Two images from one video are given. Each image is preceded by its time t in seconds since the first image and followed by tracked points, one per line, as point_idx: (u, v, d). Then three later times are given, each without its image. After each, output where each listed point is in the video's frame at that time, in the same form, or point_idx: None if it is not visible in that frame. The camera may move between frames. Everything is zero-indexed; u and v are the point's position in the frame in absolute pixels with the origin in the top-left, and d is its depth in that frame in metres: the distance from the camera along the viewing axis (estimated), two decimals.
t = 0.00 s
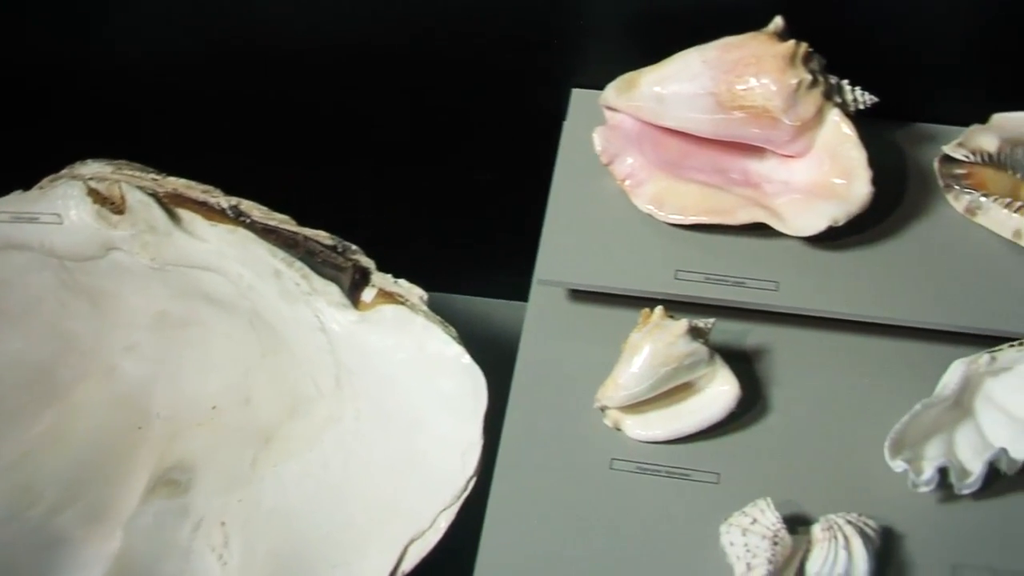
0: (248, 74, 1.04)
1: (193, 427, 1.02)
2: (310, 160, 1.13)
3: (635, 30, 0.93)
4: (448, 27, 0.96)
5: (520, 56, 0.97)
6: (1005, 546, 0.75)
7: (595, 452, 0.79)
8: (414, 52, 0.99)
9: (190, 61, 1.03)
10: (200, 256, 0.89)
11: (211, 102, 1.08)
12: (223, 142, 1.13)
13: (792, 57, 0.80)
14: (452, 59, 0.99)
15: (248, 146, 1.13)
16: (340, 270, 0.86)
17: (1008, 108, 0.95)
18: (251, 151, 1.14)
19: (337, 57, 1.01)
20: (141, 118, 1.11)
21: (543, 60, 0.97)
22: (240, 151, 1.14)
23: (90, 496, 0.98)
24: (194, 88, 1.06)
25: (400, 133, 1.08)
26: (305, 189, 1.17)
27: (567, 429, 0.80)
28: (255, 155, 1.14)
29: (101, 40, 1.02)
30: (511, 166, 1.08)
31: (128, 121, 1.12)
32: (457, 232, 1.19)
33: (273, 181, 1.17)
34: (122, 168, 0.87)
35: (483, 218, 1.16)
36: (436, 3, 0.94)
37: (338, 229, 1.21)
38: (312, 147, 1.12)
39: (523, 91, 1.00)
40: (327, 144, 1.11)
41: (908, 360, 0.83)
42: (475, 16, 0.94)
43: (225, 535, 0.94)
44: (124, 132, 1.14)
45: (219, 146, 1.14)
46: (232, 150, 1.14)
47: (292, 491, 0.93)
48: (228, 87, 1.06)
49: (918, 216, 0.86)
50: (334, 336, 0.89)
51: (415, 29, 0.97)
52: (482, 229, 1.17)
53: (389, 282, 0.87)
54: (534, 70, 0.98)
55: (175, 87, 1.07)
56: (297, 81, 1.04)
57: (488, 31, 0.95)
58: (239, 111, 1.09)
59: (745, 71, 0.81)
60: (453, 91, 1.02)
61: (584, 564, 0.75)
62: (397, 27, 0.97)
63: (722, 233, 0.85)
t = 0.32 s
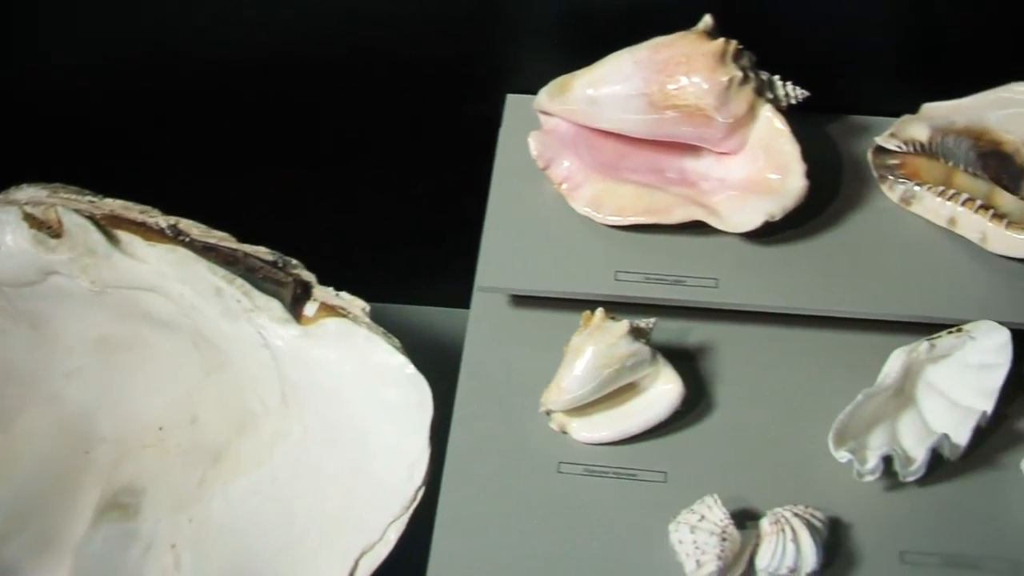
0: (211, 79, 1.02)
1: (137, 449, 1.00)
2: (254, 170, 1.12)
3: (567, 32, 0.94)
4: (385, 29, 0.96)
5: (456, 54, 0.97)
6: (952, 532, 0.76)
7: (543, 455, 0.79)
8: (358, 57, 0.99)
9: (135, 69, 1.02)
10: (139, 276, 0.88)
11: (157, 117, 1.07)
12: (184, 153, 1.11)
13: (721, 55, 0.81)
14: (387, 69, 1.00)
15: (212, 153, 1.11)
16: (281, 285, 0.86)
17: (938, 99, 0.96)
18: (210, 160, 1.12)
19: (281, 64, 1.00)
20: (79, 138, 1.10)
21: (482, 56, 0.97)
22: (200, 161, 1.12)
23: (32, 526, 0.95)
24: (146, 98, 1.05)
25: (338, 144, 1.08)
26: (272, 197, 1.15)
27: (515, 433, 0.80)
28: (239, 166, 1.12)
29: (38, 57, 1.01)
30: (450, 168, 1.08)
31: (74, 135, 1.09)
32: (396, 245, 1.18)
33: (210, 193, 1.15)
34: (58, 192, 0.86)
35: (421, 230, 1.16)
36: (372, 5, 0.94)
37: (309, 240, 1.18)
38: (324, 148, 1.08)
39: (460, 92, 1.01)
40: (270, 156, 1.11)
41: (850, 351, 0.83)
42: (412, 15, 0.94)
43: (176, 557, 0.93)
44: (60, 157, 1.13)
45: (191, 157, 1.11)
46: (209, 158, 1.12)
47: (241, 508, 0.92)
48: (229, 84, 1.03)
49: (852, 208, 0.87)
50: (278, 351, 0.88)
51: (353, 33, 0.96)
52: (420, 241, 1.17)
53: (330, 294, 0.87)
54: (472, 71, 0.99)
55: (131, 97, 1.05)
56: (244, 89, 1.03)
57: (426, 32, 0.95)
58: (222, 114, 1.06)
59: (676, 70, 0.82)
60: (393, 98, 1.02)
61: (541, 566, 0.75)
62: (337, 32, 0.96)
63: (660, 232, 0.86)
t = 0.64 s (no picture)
0: (153, 92, 1.01)
1: (91, 471, 0.96)
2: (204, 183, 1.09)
3: (502, 35, 0.94)
4: (323, 38, 0.95)
5: (394, 61, 0.97)
6: (901, 520, 0.76)
7: (493, 462, 0.79)
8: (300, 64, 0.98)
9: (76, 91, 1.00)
10: (82, 297, 0.89)
11: (101, 132, 1.05)
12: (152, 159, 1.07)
13: (656, 54, 0.81)
14: (324, 80, 0.99)
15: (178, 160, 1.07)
16: (225, 301, 0.86)
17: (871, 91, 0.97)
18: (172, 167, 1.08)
19: (223, 78, 0.99)
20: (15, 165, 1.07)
21: (420, 61, 0.97)
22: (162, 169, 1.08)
23: None
24: (108, 102, 1.02)
25: (286, 151, 1.06)
26: (240, 205, 1.12)
27: (465, 439, 0.80)
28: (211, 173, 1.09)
29: None
30: (392, 177, 1.08)
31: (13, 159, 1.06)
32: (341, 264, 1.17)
33: (161, 208, 1.12)
34: None
35: (364, 243, 1.14)
36: (309, 15, 0.93)
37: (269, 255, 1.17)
38: (284, 156, 1.07)
39: (400, 97, 1.00)
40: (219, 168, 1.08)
41: (795, 344, 0.83)
42: (348, 24, 0.94)
43: None
44: None
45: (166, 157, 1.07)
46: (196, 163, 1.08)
47: (194, 525, 0.90)
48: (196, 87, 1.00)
49: (792, 202, 0.88)
50: (224, 368, 0.89)
51: (292, 43, 0.96)
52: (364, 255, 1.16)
53: (276, 308, 0.87)
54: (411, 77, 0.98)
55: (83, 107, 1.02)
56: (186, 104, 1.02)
57: (363, 39, 0.95)
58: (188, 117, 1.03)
59: (610, 71, 0.82)
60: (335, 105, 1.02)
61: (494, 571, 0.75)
62: (277, 44, 0.96)
63: (602, 234, 0.86)
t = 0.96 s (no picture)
0: (99, 110, 1.00)
1: (39, 500, 0.93)
2: (150, 206, 1.09)
3: (442, 45, 0.95)
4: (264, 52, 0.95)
5: (336, 71, 0.97)
6: (856, 513, 0.77)
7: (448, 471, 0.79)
8: (243, 77, 0.98)
9: (20, 115, 0.99)
10: (30, 321, 0.88)
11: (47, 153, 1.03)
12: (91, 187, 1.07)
13: (597, 58, 0.81)
14: (269, 94, 0.99)
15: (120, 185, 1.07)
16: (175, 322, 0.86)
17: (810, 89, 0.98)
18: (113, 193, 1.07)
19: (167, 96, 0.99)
20: None
21: (362, 72, 0.97)
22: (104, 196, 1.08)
23: None
24: (49, 135, 1.01)
25: (230, 167, 1.06)
26: (190, 224, 1.10)
27: (419, 450, 0.80)
28: (151, 193, 1.08)
29: None
30: (342, 191, 1.08)
31: None
32: (290, 281, 1.15)
33: (106, 234, 1.11)
34: None
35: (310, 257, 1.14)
36: (248, 30, 0.94)
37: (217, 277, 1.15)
38: (234, 169, 1.06)
39: (344, 107, 1.00)
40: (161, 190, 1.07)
41: (744, 342, 0.84)
42: (288, 37, 0.94)
43: None
44: None
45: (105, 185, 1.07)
46: (146, 182, 1.07)
47: (150, 547, 0.89)
48: (138, 109, 1.00)
49: (737, 201, 0.88)
50: (176, 386, 0.89)
51: (235, 56, 0.96)
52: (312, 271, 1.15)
53: (227, 325, 0.86)
54: (354, 87, 0.98)
55: (24, 135, 1.01)
56: (129, 126, 1.01)
57: (305, 51, 0.95)
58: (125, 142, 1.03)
59: (552, 77, 0.83)
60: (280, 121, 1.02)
61: None
62: (221, 59, 0.96)
63: (549, 239, 0.86)
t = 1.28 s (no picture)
0: (48, 129, 0.99)
1: None
2: (104, 220, 1.08)
3: (388, 51, 0.94)
4: (211, 64, 0.95)
5: (284, 81, 0.97)
6: (816, 507, 0.77)
7: (405, 479, 0.79)
8: (192, 94, 0.97)
9: None
10: None
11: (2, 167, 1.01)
12: (44, 215, 1.06)
13: (542, 62, 0.82)
14: (218, 106, 0.99)
15: (72, 210, 1.06)
16: (130, 338, 0.85)
17: (757, 87, 0.98)
18: (65, 219, 1.07)
19: (115, 113, 0.98)
20: None
21: (310, 81, 0.97)
22: (56, 223, 1.07)
23: None
24: None
25: (183, 183, 1.06)
26: (144, 238, 1.10)
27: (377, 459, 0.80)
28: (103, 207, 1.07)
29: None
30: (295, 202, 1.08)
31: None
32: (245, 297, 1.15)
33: (62, 263, 1.10)
34: None
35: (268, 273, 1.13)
36: (193, 45, 0.93)
37: (172, 294, 1.14)
38: (187, 181, 1.05)
39: (294, 118, 1.00)
40: (115, 212, 1.07)
41: (698, 342, 0.84)
42: (234, 49, 0.94)
43: None
44: None
45: (57, 211, 1.06)
46: (95, 196, 1.05)
47: (111, 565, 0.89)
48: (87, 126, 0.99)
49: (687, 201, 0.88)
50: (132, 405, 0.88)
51: (182, 70, 0.95)
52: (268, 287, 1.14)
53: (181, 340, 0.86)
54: (304, 97, 0.98)
55: None
56: (79, 146, 1.00)
57: (254, 63, 0.95)
58: (77, 167, 1.02)
59: (498, 82, 0.83)
60: (231, 135, 1.01)
61: None
62: (169, 72, 0.95)
63: (502, 244, 0.86)
